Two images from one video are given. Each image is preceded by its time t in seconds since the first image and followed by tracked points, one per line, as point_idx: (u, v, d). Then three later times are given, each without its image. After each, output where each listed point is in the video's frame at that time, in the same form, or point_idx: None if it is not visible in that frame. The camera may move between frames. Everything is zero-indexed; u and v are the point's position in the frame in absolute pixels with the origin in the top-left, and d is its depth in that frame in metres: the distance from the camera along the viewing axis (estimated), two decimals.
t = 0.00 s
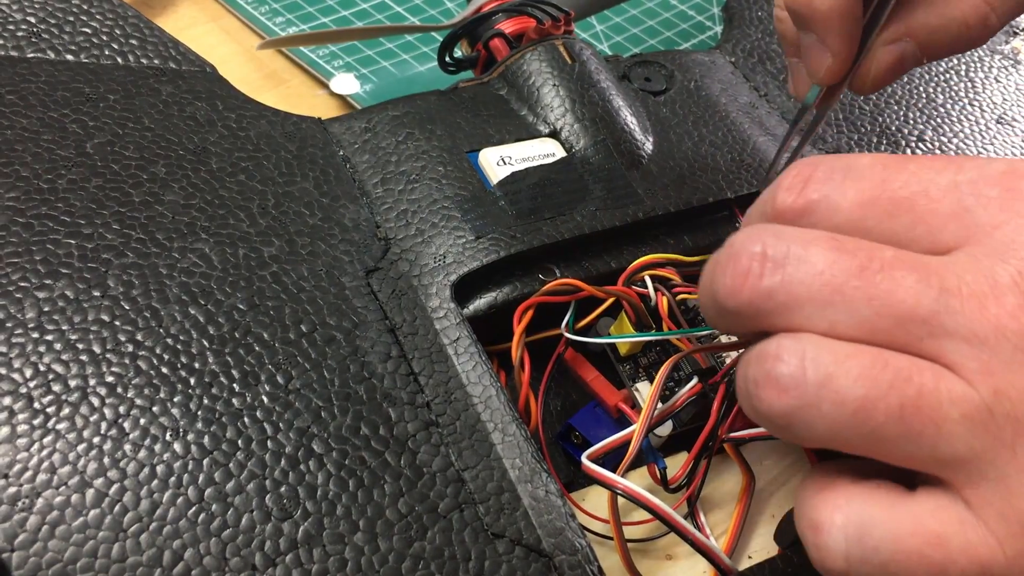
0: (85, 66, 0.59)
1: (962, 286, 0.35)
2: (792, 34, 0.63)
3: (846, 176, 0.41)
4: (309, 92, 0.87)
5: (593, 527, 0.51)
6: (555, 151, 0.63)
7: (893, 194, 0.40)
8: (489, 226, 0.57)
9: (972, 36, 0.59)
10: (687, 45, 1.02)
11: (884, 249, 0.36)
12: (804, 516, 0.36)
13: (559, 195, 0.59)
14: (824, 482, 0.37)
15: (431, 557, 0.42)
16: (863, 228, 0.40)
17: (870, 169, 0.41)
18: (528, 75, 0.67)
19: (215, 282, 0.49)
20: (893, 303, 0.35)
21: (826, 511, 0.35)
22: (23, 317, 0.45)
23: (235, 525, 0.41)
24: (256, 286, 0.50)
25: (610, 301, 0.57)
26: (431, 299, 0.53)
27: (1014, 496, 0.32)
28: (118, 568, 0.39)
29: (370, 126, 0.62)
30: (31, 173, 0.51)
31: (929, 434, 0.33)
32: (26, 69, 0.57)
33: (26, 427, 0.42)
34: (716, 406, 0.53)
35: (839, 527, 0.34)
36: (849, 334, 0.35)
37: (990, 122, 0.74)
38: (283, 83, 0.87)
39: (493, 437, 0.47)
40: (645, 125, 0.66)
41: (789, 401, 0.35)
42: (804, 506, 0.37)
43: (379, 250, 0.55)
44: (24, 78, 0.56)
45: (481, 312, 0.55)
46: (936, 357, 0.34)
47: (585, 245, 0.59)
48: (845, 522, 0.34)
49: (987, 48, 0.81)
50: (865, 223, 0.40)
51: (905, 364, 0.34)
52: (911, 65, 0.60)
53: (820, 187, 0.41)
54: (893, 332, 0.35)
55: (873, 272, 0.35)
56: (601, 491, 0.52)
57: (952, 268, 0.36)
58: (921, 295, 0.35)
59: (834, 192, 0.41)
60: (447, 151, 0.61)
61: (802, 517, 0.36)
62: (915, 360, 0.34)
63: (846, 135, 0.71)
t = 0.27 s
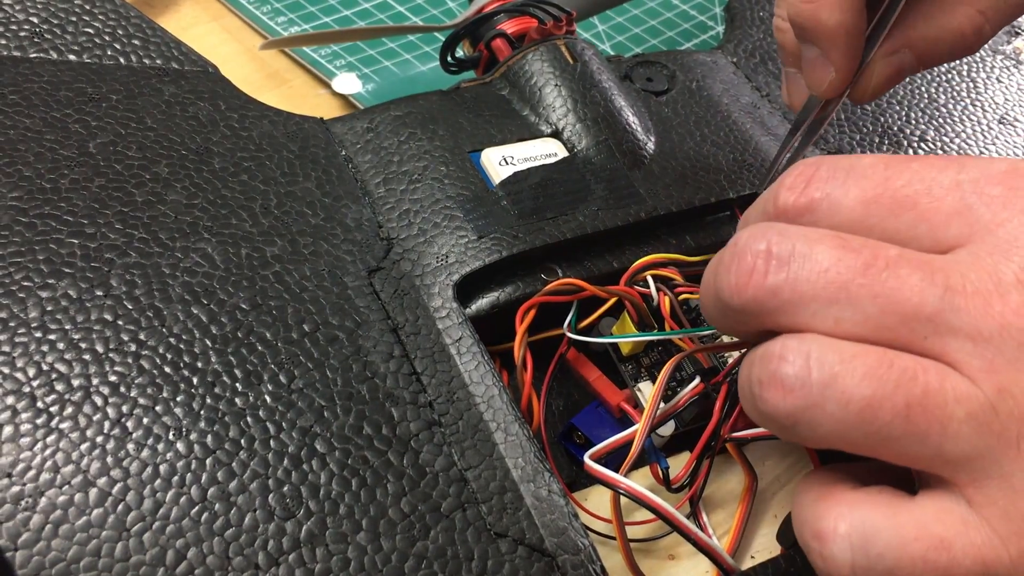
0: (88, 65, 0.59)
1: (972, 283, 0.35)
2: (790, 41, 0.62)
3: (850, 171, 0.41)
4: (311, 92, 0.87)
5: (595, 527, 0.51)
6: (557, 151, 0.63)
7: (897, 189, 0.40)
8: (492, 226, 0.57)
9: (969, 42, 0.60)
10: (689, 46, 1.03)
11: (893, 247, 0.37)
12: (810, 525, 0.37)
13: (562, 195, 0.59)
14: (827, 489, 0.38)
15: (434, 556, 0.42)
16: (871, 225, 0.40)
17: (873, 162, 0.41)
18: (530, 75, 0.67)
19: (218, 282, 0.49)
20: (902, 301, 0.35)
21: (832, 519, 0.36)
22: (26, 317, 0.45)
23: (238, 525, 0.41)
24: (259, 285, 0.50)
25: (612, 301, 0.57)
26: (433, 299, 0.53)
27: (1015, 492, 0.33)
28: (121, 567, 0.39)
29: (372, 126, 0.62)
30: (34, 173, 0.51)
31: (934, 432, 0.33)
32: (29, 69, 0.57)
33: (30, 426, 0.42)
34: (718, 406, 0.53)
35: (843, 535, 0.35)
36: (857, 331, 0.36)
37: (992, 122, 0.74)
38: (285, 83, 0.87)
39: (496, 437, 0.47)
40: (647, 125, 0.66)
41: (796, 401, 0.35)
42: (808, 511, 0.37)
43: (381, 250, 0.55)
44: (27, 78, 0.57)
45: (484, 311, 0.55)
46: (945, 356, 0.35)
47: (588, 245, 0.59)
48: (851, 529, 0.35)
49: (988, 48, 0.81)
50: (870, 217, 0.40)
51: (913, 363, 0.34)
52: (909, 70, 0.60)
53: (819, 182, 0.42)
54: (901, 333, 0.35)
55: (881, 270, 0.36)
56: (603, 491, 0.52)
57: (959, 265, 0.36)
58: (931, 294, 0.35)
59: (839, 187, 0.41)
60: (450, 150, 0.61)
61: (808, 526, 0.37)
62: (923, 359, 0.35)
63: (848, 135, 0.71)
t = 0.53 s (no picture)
0: (89, 65, 0.59)
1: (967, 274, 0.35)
2: (787, 40, 0.62)
3: (846, 181, 0.42)
4: (311, 92, 0.88)
5: (596, 527, 0.51)
6: (558, 151, 0.63)
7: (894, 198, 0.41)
8: (493, 225, 0.57)
9: (965, 40, 0.60)
10: (690, 45, 1.03)
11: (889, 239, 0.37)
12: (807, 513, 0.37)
13: (563, 195, 0.59)
14: (827, 477, 0.38)
15: (435, 555, 0.42)
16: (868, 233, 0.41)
17: (868, 173, 0.42)
18: (532, 75, 0.67)
19: (220, 282, 0.49)
20: (899, 292, 0.35)
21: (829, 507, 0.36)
22: (28, 316, 0.45)
23: (240, 524, 0.41)
24: (260, 285, 0.50)
25: (613, 301, 0.57)
26: (435, 298, 0.53)
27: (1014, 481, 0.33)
28: (123, 567, 0.39)
29: (374, 126, 0.62)
30: (36, 173, 0.51)
31: (933, 421, 0.33)
32: (30, 69, 0.57)
33: (31, 425, 0.42)
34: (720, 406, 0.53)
35: (841, 522, 0.35)
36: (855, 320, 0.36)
37: (993, 122, 0.74)
38: (286, 83, 0.87)
39: (497, 436, 0.47)
40: (648, 125, 0.66)
41: (795, 389, 0.35)
42: (808, 500, 0.38)
43: (382, 249, 0.55)
44: (29, 78, 0.57)
45: (485, 311, 0.55)
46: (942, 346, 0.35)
47: (589, 244, 0.59)
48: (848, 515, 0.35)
49: (989, 48, 0.81)
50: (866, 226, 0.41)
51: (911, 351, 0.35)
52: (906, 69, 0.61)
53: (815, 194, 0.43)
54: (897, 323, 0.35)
55: (879, 260, 0.36)
56: (604, 490, 0.52)
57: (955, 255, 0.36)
58: (929, 284, 0.35)
59: (835, 200, 0.42)
60: (451, 150, 0.61)
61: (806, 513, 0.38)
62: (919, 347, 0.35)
63: (849, 135, 0.71)
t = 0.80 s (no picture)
0: (90, 65, 0.59)
1: (939, 261, 0.35)
2: (786, 45, 0.62)
3: (820, 187, 0.43)
4: (312, 92, 0.88)
5: (597, 527, 0.51)
6: (560, 151, 0.63)
7: (866, 200, 0.41)
8: (495, 225, 0.57)
9: (964, 41, 0.60)
10: (691, 44, 1.03)
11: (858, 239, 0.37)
12: (807, 514, 0.37)
13: (565, 194, 0.59)
14: (824, 477, 0.38)
15: (436, 556, 0.42)
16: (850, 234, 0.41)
17: (839, 174, 0.43)
18: (533, 75, 0.67)
19: (221, 282, 0.49)
20: (867, 291, 0.36)
21: (829, 508, 0.36)
22: (29, 316, 0.45)
23: (241, 523, 0.41)
24: (261, 285, 0.50)
25: (615, 301, 0.57)
26: (436, 298, 0.53)
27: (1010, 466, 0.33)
28: (124, 567, 0.39)
29: (375, 126, 0.62)
30: (37, 172, 0.51)
31: (915, 419, 0.34)
32: (32, 69, 0.57)
33: (33, 425, 0.42)
34: (722, 406, 0.53)
35: (849, 526, 0.35)
36: (831, 320, 0.36)
37: (995, 122, 0.74)
38: (287, 83, 0.87)
39: (499, 436, 0.47)
40: (650, 125, 0.66)
41: (778, 393, 0.36)
42: (809, 503, 0.38)
43: (384, 249, 0.55)
44: (30, 77, 0.57)
45: (487, 310, 0.55)
46: (912, 339, 0.35)
47: (590, 244, 0.59)
48: (850, 515, 0.35)
49: (991, 48, 0.81)
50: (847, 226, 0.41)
51: (887, 349, 0.35)
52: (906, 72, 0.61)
53: (795, 200, 0.43)
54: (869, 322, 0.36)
55: (847, 261, 0.36)
56: (605, 490, 0.52)
57: (924, 245, 0.36)
58: (902, 279, 0.35)
59: (810, 204, 0.43)
60: (452, 150, 0.61)
61: (806, 517, 0.38)
62: (892, 341, 0.35)
63: (850, 136, 0.71)
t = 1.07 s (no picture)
0: (108, 65, 0.60)
1: (912, 278, 0.37)
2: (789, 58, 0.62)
3: (724, 216, 0.47)
4: (322, 87, 0.88)
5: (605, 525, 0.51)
6: (571, 152, 0.64)
7: (757, 228, 0.45)
8: (507, 226, 0.57)
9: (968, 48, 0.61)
10: (698, 41, 1.04)
11: (823, 261, 0.40)
12: (730, 542, 0.40)
13: (576, 196, 0.60)
14: (755, 504, 0.41)
15: (451, 552, 0.43)
16: (749, 261, 0.45)
17: (741, 200, 0.46)
18: (545, 77, 0.68)
19: (238, 280, 0.50)
20: (820, 332, 0.38)
21: (760, 539, 0.39)
22: (50, 313, 0.45)
23: (259, 520, 0.41)
24: (278, 284, 0.50)
25: (626, 301, 0.58)
26: (449, 298, 0.54)
27: (971, 486, 0.36)
28: (145, 562, 0.39)
29: (389, 127, 0.62)
30: (57, 172, 0.52)
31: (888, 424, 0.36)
32: (51, 69, 0.58)
33: (53, 421, 0.42)
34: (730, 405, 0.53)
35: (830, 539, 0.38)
36: (770, 360, 0.41)
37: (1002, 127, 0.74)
38: (296, 78, 0.88)
39: (512, 435, 0.48)
40: (660, 127, 0.66)
41: (731, 434, 0.42)
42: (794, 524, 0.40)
43: (397, 249, 0.55)
44: (49, 78, 0.57)
45: (499, 310, 0.56)
46: (891, 368, 0.37)
47: (601, 245, 0.60)
48: (785, 546, 0.38)
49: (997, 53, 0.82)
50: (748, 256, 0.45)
51: (829, 387, 0.38)
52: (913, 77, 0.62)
53: (716, 229, 0.48)
54: (841, 357, 0.37)
55: (797, 295, 0.40)
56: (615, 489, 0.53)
57: (911, 256, 0.37)
58: (858, 314, 0.37)
59: (718, 234, 0.48)
60: (465, 151, 0.62)
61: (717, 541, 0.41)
62: (842, 381, 0.38)
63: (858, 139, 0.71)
